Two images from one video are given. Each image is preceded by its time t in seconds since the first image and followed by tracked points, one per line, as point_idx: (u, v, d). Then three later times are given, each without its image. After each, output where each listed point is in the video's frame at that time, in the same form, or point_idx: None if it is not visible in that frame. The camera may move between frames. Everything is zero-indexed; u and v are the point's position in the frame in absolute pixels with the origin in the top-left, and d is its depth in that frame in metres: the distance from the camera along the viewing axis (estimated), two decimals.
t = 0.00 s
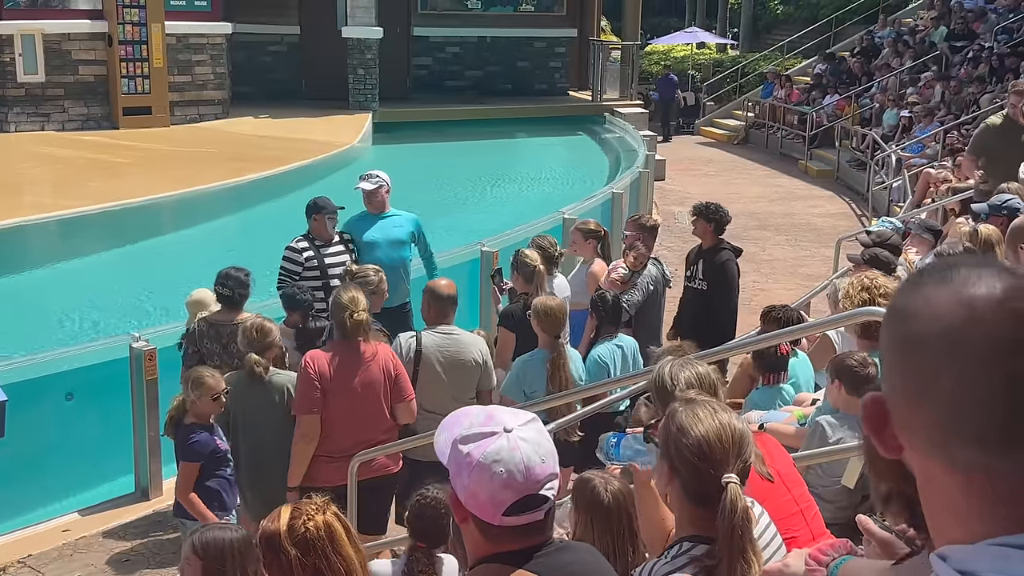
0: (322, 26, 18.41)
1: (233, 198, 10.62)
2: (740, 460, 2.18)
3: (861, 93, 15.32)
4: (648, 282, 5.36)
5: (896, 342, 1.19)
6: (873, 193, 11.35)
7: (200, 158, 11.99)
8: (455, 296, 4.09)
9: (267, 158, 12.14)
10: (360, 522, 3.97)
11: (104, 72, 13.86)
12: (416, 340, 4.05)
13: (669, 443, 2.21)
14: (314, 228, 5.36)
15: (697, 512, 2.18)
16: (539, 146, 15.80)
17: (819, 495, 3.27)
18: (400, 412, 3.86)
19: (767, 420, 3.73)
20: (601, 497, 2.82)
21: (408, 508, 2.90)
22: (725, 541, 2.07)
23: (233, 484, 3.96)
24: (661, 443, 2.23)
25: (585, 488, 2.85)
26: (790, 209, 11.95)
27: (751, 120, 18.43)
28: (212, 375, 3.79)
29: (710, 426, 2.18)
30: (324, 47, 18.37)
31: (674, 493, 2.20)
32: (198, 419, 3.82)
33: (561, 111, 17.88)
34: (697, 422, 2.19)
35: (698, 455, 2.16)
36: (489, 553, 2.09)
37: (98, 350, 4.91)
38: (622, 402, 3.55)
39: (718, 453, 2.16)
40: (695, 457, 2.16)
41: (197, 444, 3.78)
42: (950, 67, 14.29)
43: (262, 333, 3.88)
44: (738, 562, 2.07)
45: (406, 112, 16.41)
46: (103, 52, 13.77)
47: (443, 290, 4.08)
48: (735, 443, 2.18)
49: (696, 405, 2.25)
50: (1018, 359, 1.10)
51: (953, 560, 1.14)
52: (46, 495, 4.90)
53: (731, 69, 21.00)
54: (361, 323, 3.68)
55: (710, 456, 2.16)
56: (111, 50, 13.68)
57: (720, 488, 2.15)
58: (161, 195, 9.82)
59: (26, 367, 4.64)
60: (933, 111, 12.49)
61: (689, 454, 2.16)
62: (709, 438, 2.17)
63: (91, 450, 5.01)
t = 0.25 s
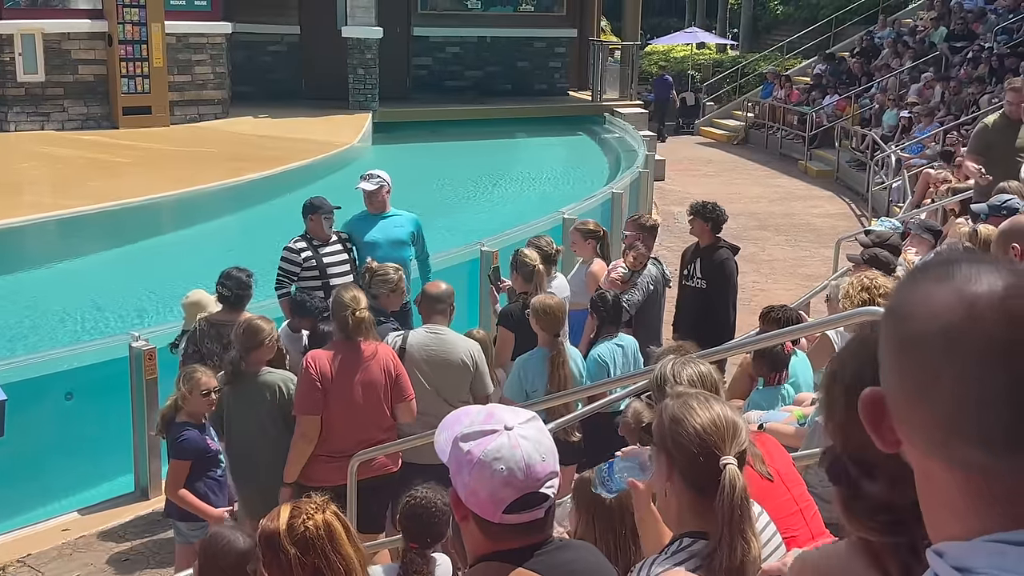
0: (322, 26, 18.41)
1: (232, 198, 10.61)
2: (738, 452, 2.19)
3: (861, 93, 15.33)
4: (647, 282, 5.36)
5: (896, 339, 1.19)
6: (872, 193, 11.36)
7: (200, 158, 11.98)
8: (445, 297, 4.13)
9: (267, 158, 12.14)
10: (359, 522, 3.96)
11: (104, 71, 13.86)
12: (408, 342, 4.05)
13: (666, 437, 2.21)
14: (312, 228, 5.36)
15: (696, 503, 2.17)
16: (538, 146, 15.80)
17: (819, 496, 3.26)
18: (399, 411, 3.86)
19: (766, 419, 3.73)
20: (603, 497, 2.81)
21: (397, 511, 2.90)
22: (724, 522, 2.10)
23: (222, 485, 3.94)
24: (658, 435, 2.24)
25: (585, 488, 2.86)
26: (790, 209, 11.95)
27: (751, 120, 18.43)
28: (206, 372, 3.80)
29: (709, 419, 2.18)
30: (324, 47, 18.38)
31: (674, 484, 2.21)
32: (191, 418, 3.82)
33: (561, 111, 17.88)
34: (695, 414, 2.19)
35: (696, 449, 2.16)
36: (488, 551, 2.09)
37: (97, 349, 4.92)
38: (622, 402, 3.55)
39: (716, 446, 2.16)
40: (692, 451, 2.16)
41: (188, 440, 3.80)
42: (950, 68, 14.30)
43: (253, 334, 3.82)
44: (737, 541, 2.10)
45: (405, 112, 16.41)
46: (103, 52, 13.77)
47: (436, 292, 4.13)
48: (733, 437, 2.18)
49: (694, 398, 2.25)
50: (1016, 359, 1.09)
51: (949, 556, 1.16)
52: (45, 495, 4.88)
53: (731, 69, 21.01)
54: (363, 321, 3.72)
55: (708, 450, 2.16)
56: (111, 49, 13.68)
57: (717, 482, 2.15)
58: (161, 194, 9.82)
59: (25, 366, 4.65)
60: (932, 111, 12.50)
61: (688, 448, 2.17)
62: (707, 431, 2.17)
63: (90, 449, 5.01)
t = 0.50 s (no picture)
0: (323, 26, 18.44)
1: (233, 198, 10.62)
2: (734, 442, 2.21)
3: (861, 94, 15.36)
4: (647, 281, 5.37)
5: (917, 333, 1.21)
6: (871, 193, 11.38)
7: (201, 157, 12.00)
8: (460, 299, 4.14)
9: (268, 157, 12.15)
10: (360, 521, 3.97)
11: (106, 72, 13.87)
12: (410, 339, 4.08)
13: (662, 431, 2.23)
14: (313, 227, 5.39)
15: (696, 497, 2.20)
16: (539, 147, 15.81)
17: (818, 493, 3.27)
18: (400, 410, 3.87)
19: (766, 418, 3.75)
20: (601, 497, 2.83)
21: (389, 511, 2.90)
22: (722, 510, 2.11)
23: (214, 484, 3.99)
24: (655, 431, 2.25)
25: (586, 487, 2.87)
26: (790, 209, 11.97)
27: (750, 120, 18.45)
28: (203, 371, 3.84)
29: (706, 411, 2.21)
30: (324, 47, 18.40)
31: (673, 479, 2.23)
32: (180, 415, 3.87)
33: (562, 111, 17.89)
34: (692, 407, 2.22)
35: (693, 441, 2.19)
36: (490, 549, 2.11)
37: (99, 348, 4.94)
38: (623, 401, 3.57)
39: (713, 438, 2.18)
40: (689, 443, 2.19)
41: (178, 437, 3.84)
42: (950, 69, 14.32)
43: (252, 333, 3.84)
44: (737, 525, 2.10)
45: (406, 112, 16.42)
46: (104, 52, 13.79)
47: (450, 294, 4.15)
48: (729, 428, 2.21)
49: (690, 393, 2.28)
50: None
51: (957, 553, 1.18)
52: (46, 494, 4.90)
53: (731, 70, 21.04)
54: (365, 318, 3.74)
55: (705, 441, 2.18)
56: (112, 50, 13.70)
57: (714, 472, 2.18)
58: (162, 194, 9.84)
59: (29, 365, 4.66)
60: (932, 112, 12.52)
61: (685, 440, 2.19)
62: (703, 423, 2.19)
63: (92, 447, 5.02)
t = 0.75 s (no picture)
0: (324, 26, 18.46)
1: (233, 198, 10.63)
2: (735, 438, 2.23)
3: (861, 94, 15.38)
4: (647, 281, 5.38)
5: (970, 302, 1.15)
6: (871, 194, 11.39)
7: (202, 157, 12.01)
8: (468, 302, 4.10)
9: (269, 157, 12.17)
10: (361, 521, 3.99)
11: (107, 72, 13.89)
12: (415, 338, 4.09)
13: (664, 428, 2.24)
14: (313, 226, 5.42)
15: (697, 492, 2.22)
16: (539, 147, 15.83)
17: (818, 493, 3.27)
18: (400, 409, 3.88)
19: (765, 417, 3.76)
20: (601, 495, 2.84)
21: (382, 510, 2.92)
22: (724, 504, 2.15)
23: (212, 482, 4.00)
24: (656, 428, 2.27)
25: (585, 485, 2.88)
26: (789, 209, 11.98)
27: (750, 121, 18.47)
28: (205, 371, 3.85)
29: (706, 407, 2.23)
30: (325, 47, 18.42)
31: (674, 475, 2.25)
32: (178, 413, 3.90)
33: (562, 112, 17.91)
34: (693, 404, 2.23)
35: (694, 437, 2.20)
36: (490, 548, 2.12)
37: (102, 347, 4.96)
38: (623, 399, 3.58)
39: (714, 434, 2.20)
40: (691, 439, 2.20)
41: (173, 435, 3.84)
42: (950, 69, 14.34)
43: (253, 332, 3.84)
44: (738, 518, 2.14)
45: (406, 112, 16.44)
46: (106, 52, 13.80)
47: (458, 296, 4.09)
48: (729, 424, 2.22)
49: (690, 390, 2.29)
50: None
51: (966, 553, 1.11)
52: (48, 493, 4.92)
53: (731, 70, 21.07)
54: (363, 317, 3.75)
55: (706, 436, 2.20)
56: (114, 50, 13.72)
57: (715, 468, 2.20)
58: (163, 194, 9.84)
59: (33, 363, 4.69)
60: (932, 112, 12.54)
61: (686, 436, 2.20)
62: (705, 420, 2.21)
63: (93, 447, 5.03)
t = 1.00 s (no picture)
0: (325, 26, 18.46)
1: (234, 198, 10.63)
2: (733, 433, 2.23)
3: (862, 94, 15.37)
4: (648, 281, 5.38)
5: None
6: (871, 194, 11.39)
7: (203, 156, 12.02)
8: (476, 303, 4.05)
9: (270, 157, 12.17)
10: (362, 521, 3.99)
11: (108, 71, 13.89)
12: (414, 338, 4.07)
13: (663, 424, 2.24)
14: (311, 226, 5.39)
15: (696, 488, 2.22)
16: (540, 146, 15.83)
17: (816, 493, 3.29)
18: (399, 408, 3.89)
19: (766, 417, 3.77)
20: (602, 495, 2.84)
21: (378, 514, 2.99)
22: (723, 499, 2.15)
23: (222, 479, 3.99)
24: (655, 424, 2.27)
25: (586, 486, 2.88)
26: (790, 209, 11.98)
27: (751, 120, 18.46)
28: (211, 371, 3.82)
29: (705, 404, 2.23)
30: (326, 46, 18.42)
31: (673, 471, 2.26)
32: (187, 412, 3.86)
33: (563, 111, 17.91)
34: (692, 400, 2.23)
35: (693, 432, 2.20)
36: (490, 547, 2.12)
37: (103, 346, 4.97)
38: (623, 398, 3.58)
39: (712, 430, 2.20)
40: (690, 435, 2.20)
41: (187, 436, 3.81)
42: (951, 69, 14.32)
43: (255, 330, 3.85)
44: (736, 514, 2.14)
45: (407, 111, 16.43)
46: (107, 51, 13.80)
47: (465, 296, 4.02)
48: (728, 422, 2.23)
49: (689, 386, 2.29)
50: None
51: (999, 547, 1.13)
52: (48, 492, 4.92)
53: (732, 70, 21.06)
54: (360, 315, 3.75)
55: (705, 432, 2.20)
56: (115, 49, 13.72)
57: (714, 462, 2.20)
58: (164, 193, 9.85)
59: (33, 363, 4.69)
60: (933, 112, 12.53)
61: (685, 431, 2.21)
62: (704, 416, 2.21)
63: (93, 446, 5.04)
